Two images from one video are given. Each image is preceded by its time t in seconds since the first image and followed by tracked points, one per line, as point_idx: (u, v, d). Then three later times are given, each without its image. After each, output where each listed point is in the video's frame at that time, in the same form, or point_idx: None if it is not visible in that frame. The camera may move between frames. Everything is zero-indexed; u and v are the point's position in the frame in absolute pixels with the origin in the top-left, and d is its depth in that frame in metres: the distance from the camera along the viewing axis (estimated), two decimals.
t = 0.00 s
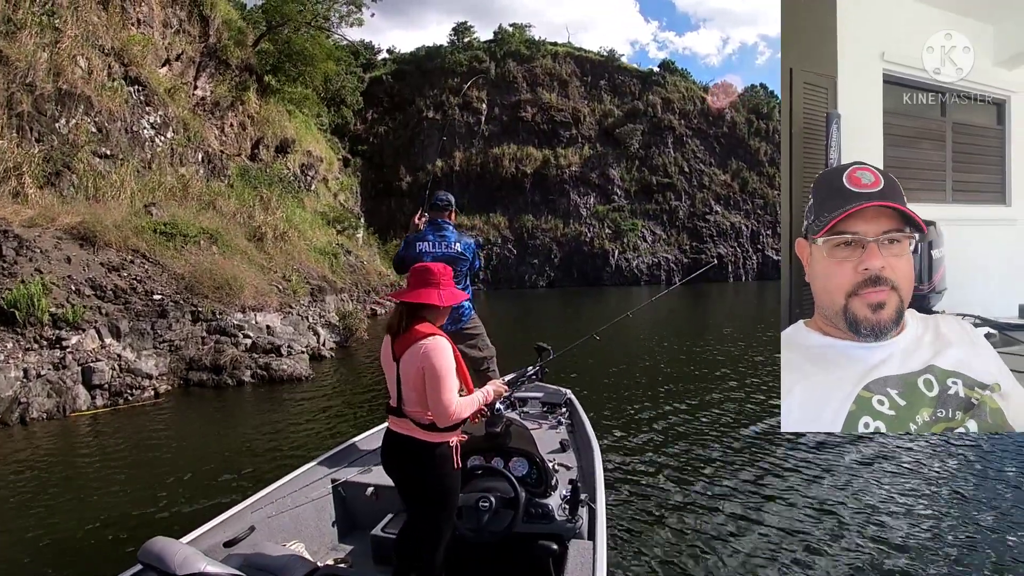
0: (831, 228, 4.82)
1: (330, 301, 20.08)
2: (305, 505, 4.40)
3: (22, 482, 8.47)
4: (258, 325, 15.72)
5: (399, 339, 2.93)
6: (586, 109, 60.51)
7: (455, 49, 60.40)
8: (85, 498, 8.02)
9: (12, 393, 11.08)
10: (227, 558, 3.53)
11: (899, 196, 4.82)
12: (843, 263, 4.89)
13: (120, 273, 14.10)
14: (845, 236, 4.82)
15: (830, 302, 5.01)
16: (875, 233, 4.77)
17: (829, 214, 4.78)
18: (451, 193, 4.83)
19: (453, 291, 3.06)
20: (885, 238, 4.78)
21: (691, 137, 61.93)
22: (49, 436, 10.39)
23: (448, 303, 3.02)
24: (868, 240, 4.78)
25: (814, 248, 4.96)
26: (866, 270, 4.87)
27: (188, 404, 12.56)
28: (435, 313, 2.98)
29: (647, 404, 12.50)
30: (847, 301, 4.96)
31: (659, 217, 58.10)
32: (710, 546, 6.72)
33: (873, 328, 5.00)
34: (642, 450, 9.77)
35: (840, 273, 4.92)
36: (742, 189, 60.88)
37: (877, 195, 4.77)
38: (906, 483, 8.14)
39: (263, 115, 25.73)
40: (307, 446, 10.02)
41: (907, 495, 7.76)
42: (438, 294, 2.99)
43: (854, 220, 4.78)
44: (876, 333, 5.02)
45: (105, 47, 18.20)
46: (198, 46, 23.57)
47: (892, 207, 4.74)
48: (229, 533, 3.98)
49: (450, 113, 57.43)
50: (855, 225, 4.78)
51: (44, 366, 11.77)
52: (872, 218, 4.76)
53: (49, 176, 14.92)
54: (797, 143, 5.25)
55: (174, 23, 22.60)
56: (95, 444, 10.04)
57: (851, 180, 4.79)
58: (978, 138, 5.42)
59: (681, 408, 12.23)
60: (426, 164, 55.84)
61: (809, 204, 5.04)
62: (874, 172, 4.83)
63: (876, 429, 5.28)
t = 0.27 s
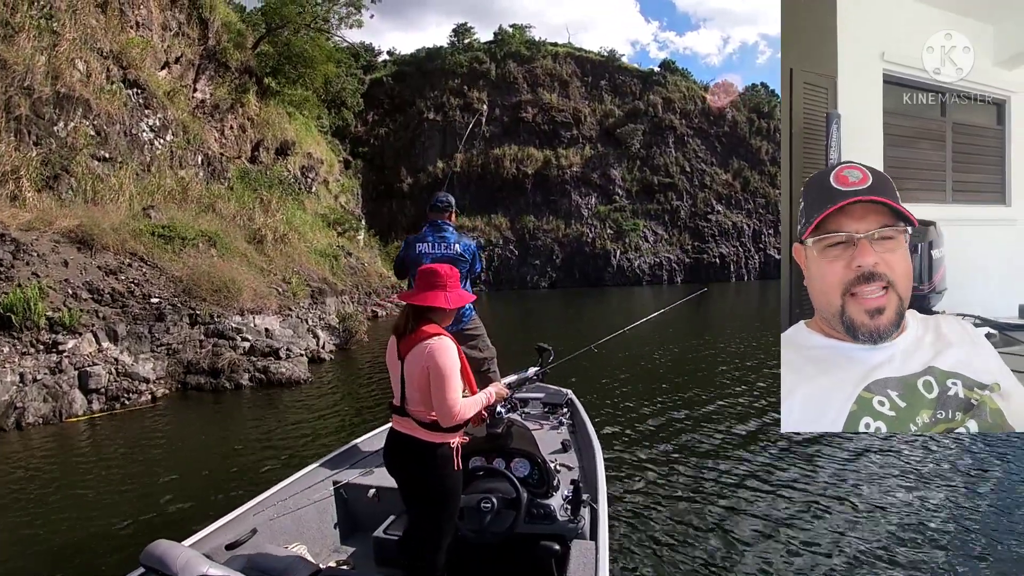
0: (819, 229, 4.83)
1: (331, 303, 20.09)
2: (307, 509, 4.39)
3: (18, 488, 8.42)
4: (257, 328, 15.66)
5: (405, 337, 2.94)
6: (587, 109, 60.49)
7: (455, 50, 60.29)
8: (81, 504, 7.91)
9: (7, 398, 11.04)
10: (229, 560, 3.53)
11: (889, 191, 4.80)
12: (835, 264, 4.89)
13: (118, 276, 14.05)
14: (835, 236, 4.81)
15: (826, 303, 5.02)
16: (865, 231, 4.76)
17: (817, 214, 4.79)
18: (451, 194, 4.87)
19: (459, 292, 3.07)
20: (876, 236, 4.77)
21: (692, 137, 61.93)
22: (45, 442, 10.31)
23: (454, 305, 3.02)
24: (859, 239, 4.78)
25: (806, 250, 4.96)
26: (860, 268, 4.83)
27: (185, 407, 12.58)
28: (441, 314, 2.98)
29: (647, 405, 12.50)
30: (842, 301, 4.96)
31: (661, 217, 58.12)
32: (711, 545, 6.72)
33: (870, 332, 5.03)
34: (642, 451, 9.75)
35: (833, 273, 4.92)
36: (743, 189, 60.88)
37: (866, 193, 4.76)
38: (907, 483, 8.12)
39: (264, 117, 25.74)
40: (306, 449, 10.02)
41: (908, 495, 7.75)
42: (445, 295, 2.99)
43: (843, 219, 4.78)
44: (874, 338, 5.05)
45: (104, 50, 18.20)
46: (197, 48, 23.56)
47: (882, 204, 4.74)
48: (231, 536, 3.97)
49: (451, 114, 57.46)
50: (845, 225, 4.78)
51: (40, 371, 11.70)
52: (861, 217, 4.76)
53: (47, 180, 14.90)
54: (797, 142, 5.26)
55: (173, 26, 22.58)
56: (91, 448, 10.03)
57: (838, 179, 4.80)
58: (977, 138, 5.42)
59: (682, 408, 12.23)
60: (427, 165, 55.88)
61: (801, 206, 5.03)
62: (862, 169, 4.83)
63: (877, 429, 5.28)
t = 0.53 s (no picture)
0: (805, 232, 4.80)
1: (331, 304, 20.09)
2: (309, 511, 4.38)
3: (14, 489, 8.42)
4: (256, 329, 15.53)
5: (404, 337, 2.95)
6: (588, 109, 60.46)
7: (456, 50, 60.30)
8: (76, 506, 7.89)
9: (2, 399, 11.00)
10: (232, 563, 3.52)
11: (877, 190, 4.69)
12: (823, 266, 4.86)
13: (115, 276, 14.01)
14: (822, 238, 4.77)
15: (816, 304, 5.02)
16: (851, 233, 4.70)
17: (802, 217, 4.77)
18: (454, 195, 4.85)
19: (459, 293, 3.06)
20: (862, 238, 4.70)
21: (693, 137, 61.93)
22: (41, 443, 10.29)
23: (453, 305, 3.01)
24: (845, 241, 4.72)
25: (795, 252, 4.95)
26: (848, 270, 4.79)
27: (182, 409, 12.56)
28: (441, 316, 2.97)
29: (648, 405, 12.51)
30: (832, 303, 4.94)
31: (663, 217, 58.06)
32: (712, 546, 6.72)
33: (861, 331, 5.00)
34: (642, 452, 9.75)
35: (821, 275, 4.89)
36: (745, 189, 60.86)
37: (852, 193, 4.67)
38: (907, 484, 8.11)
39: (265, 117, 25.73)
40: (305, 450, 9.99)
41: (908, 496, 7.74)
42: (444, 296, 2.98)
43: (828, 222, 4.73)
44: (866, 338, 5.02)
45: (104, 50, 18.19)
46: (198, 48, 23.54)
47: (868, 205, 4.64)
48: (233, 540, 3.96)
49: (452, 115, 57.47)
50: (830, 227, 4.73)
51: (36, 372, 11.65)
52: (847, 218, 4.70)
53: (45, 179, 14.89)
54: (796, 143, 5.27)
55: (174, 26, 22.57)
56: (87, 450, 10.01)
57: (824, 181, 4.74)
58: (977, 138, 5.43)
59: (683, 409, 12.23)
60: (429, 165, 55.92)
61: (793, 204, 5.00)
62: (849, 169, 4.72)
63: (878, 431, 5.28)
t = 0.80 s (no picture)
0: (811, 232, 4.83)
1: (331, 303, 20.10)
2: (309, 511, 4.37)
3: (9, 488, 8.40)
4: (254, 328, 15.46)
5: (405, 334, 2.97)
6: (591, 109, 60.42)
7: (459, 49, 60.27)
8: (71, 506, 7.87)
9: None
10: (232, 563, 3.50)
11: (880, 190, 4.77)
12: (828, 266, 4.89)
13: (112, 274, 13.97)
14: (827, 238, 4.81)
15: (821, 305, 5.03)
16: (857, 232, 4.75)
17: (808, 217, 4.80)
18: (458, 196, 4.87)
19: (462, 295, 3.07)
20: (868, 237, 4.75)
21: (696, 137, 61.89)
22: (35, 442, 10.27)
23: (456, 308, 3.01)
24: (850, 240, 4.77)
25: (799, 253, 4.97)
26: (853, 270, 4.85)
27: (178, 408, 12.47)
28: (442, 316, 2.99)
29: (647, 406, 12.51)
30: (837, 303, 4.97)
31: (665, 217, 57.62)
32: (711, 546, 6.72)
33: (866, 330, 5.01)
34: (640, 452, 9.74)
35: (826, 275, 4.93)
36: (748, 189, 60.81)
37: (857, 193, 4.74)
38: (907, 484, 8.10)
39: (266, 115, 25.73)
40: (302, 450, 9.97)
41: (907, 497, 7.73)
42: (447, 300, 2.97)
43: (833, 221, 4.78)
44: (870, 338, 5.04)
45: (104, 46, 18.17)
46: (200, 45, 23.51)
47: (872, 204, 4.71)
48: (234, 541, 3.96)
49: (455, 114, 57.46)
50: (836, 226, 4.78)
51: (31, 370, 11.59)
52: (852, 217, 4.75)
53: (44, 176, 14.87)
54: (796, 143, 5.27)
55: (175, 22, 22.53)
56: (82, 449, 9.94)
57: (828, 181, 4.81)
58: (978, 138, 5.43)
59: (683, 409, 12.23)
60: (431, 164, 55.95)
61: (793, 207, 5.02)
62: (852, 169, 4.81)
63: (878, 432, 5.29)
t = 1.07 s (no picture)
0: (818, 234, 4.83)
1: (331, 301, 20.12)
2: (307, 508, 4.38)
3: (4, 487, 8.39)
4: (251, 326, 15.41)
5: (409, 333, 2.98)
6: (593, 108, 60.37)
7: (461, 47, 60.15)
8: (65, 506, 7.82)
9: None
10: (230, 560, 3.51)
11: (884, 190, 4.79)
12: (836, 267, 4.89)
13: (109, 272, 13.95)
14: (835, 239, 4.81)
15: (829, 306, 5.02)
16: (863, 232, 4.76)
17: (815, 219, 4.79)
18: (460, 196, 4.89)
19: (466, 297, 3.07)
20: (874, 237, 4.77)
21: (698, 136, 61.82)
22: (29, 441, 10.25)
23: (459, 308, 3.00)
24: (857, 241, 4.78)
25: (806, 256, 4.96)
26: (860, 271, 4.86)
27: (175, 407, 12.41)
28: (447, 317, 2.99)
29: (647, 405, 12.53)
30: (845, 304, 4.96)
31: (667, 216, 58.05)
32: (709, 546, 6.74)
33: (875, 330, 5.01)
34: (638, 452, 9.76)
35: (834, 277, 4.92)
36: (750, 188, 60.76)
37: (862, 194, 4.76)
38: (905, 485, 8.09)
39: (267, 113, 25.74)
40: (299, 450, 9.95)
41: (904, 497, 7.73)
42: (451, 300, 2.97)
43: (840, 222, 4.78)
44: (880, 338, 5.04)
45: (104, 44, 18.17)
46: (200, 43, 23.48)
47: (878, 204, 4.73)
48: (231, 537, 3.97)
49: (456, 112, 57.45)
50: (843, 228, 4.78)
51: (26, 368, 11.54)
52: (859, 218, 4.76)
53: (41, 173, 14.88)
54: (797, 142, 5.27)
55: (176, 20, 22.51)
56: (77, 449, 9.89)
57: (832, 182, 4.80)
58: (978, 139, 5.42)
59: (682, 409, 12.25)
60: (433, 163, 56.00)
61: (795, 209, 5.00)
62: (856, 170, 4.81)
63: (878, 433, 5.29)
